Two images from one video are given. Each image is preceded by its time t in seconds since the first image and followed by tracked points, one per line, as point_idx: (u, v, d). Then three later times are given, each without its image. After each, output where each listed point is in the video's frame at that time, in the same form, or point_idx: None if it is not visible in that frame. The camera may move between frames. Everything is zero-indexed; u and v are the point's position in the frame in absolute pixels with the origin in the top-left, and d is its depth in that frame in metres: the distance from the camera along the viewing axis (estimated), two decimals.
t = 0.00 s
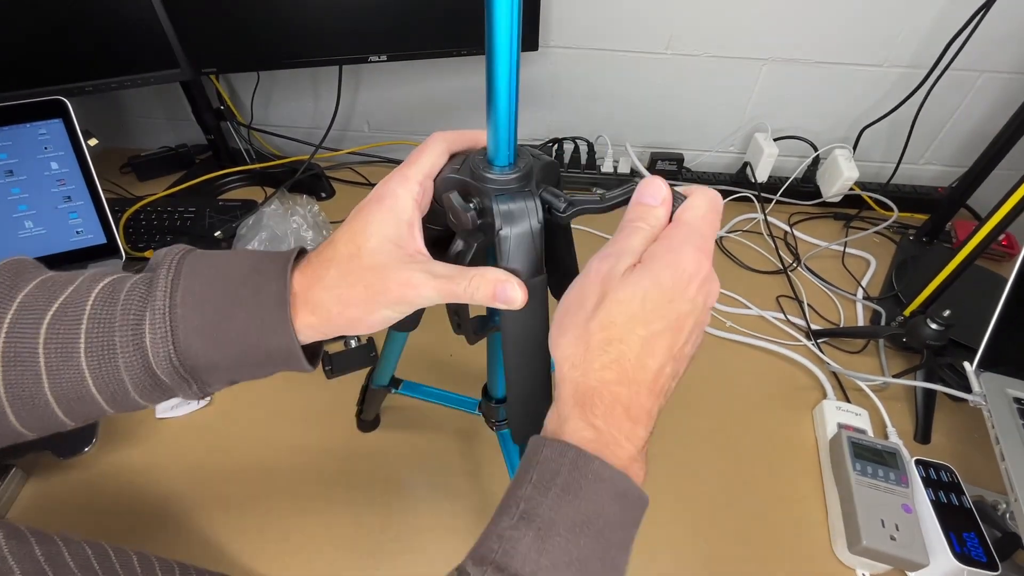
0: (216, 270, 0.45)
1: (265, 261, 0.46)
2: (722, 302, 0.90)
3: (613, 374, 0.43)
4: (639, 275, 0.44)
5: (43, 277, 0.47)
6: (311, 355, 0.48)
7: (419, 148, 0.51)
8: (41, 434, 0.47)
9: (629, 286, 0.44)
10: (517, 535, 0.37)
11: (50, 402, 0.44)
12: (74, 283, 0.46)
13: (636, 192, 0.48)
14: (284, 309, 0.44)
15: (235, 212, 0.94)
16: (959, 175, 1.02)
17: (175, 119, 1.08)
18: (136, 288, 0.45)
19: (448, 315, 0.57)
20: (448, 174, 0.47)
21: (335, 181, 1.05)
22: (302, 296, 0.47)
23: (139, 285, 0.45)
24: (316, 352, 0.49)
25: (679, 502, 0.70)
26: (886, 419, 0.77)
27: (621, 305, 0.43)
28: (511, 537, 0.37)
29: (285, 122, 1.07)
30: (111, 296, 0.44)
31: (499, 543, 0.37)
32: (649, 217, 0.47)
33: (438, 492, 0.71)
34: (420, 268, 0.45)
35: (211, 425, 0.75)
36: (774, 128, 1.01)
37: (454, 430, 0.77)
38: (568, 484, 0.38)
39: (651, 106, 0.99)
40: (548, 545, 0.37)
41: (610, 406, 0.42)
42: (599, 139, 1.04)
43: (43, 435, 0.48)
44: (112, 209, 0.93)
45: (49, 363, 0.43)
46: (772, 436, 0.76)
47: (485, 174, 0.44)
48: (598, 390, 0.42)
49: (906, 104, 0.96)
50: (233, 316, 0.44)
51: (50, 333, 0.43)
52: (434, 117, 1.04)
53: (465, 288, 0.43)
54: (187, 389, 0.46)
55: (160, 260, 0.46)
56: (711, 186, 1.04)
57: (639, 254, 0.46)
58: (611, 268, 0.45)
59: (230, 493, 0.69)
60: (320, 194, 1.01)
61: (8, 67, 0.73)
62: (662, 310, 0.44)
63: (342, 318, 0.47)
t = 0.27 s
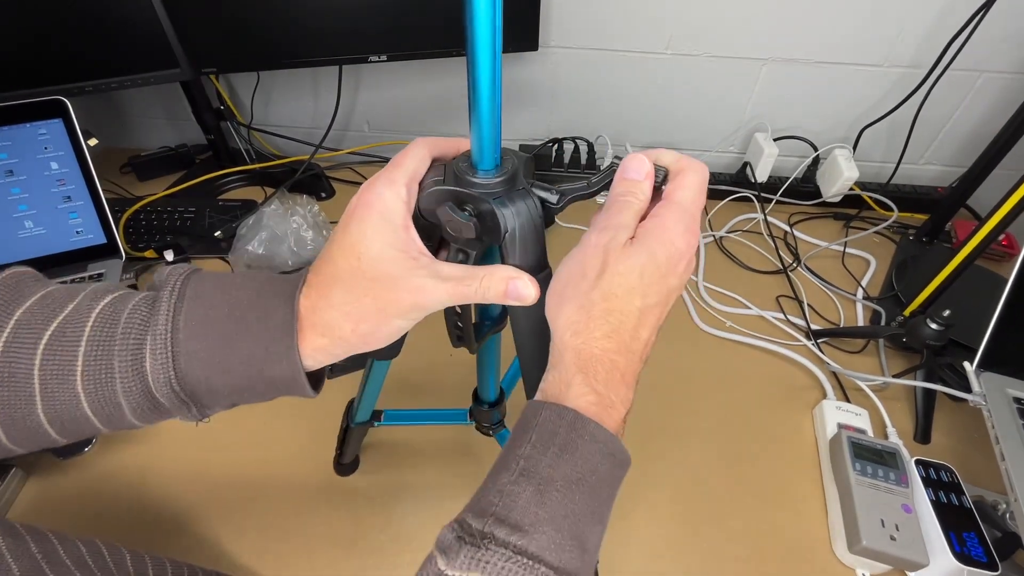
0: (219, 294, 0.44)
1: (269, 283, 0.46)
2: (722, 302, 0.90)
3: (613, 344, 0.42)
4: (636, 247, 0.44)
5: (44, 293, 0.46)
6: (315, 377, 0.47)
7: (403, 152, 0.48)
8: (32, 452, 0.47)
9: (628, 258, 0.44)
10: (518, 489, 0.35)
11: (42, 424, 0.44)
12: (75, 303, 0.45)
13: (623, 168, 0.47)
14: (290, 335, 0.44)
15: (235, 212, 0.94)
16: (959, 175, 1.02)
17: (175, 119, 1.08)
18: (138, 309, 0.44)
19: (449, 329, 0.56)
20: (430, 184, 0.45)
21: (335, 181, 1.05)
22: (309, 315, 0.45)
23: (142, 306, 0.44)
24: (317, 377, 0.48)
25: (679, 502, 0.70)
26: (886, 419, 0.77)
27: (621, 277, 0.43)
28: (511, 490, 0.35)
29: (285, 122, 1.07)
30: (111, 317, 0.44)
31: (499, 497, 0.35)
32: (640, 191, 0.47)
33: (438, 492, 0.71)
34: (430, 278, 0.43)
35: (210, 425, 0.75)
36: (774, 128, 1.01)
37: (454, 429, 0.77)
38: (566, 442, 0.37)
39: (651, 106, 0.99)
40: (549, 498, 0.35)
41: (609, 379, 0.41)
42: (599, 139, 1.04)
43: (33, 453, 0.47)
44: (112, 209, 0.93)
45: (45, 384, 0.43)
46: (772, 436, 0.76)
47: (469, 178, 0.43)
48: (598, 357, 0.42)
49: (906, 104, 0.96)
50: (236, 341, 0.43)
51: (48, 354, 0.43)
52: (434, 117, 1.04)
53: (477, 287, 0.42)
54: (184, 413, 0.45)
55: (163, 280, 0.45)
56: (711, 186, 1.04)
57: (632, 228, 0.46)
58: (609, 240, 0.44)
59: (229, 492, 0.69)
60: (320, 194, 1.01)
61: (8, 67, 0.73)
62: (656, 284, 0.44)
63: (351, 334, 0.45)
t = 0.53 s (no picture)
0: (228, 308, 0.44)
1: (277, 293, 0.46)
2: (721, 302, 0.90)
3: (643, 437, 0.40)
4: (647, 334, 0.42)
5: (50, 305, 0.46)
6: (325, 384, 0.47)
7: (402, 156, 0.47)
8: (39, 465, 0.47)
9: (644, 350, 0.41)
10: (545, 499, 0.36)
11: (50, 438, 0.43)
12: (81, 315, 0.45)
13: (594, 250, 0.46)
14: (300, 349, 0.43)
15: (235, 212, 0.94)
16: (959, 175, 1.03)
17: (175, 119, 1.08)
18: (145, 323, 0.44)
19: (455, 330, 0.56)
20: (432, 185, 0.45)
21: (335, 181, 1.05)
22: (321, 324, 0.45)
23: (149, 319, 0.44)
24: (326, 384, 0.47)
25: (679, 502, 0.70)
26: (886, 418, 0.77)
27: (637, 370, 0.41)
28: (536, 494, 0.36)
29: (285, 122, 1.07)
30: (119, 331, 0.43)
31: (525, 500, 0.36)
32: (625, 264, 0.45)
33: (438, 492, 0.71)
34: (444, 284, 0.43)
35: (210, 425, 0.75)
36: (774, 128, 1.01)
37: (454, 429, 0.77)
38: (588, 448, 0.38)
39: (651, 105, 0.99)
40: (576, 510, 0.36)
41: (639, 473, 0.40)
42: (599, 139, 1.04)
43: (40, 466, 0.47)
44: (112, 209, 0.93)
45: (54, 398, 0.42)
46: (772, 436, 0.76)
47: (471, 177, 0.43)
48: (630, 462, 0.40)
49: (906, 104, 0.96)
50: (245, 356, 0.43)
51: (56, 369, 0.43)
52: (434, 117, 1.04)
53: (491, 290, 0.42)
54: (193, 426, 0.45)
55: (170, 293, 0.45)
56: (710, 186, 1.04)
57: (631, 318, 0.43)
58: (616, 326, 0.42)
59: (230, 493, 0.69)
60: (321, 194, 1.01)
61: (8, 67, 0.73)
62: (672, 371, 0.42)
63: (361, 340, 0.45)
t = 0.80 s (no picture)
0: (230, 310, 0.44)
1: (278, 297, 0.46)
2: (722, 302, 0.90)
3: (669, 333, 0.40)
4: (677, 231, 0.41)
5: (51, 305, 0.46)
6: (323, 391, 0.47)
7: (396, 159, 0.47)
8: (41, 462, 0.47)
9: (672, 238, 0.41)
10: (568, 508, 0.35)
11: (52, 437, 0.44)
12: (83, 316, 0.45)
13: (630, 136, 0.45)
14: (300, 351, 0.43)
15: (235, 213, 0.94)
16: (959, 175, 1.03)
17: (175, 119, 1.08)
18: (146, 324, 0.44)
19: (453, 336, 0.57)
20: (427, 190, 0.45)
21: (335, 181, 1.05)
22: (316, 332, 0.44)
23: (151, 321, 0.44)
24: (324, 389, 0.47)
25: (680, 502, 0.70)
26: (885, 418, 0.77)
27: (666, 261, 0.40)
28: (560, 509, 0.35)
29: (285, 122, 1.07)
30: (121, 332, 0.43)
31: (547, 514, 0.36)
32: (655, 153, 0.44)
33: (439, 492, 0.71)
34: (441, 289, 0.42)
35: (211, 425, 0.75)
36: (774, 128, 1.01)
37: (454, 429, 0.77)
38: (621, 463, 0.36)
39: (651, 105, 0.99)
40: (600, 522, 0.35)
41: (665, 369, 0.40)
42: (599, 139, 1.04)
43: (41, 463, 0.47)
44: (112, 209, 0.93)
45: (56, 397, 0.42)
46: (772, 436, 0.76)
47: (466, 182, 0.43)
48: (655, 346, 0.40)
49: (906, 104, 0.96)
50: (245, 358, 0.43)
51: (57, 370, 0.43)
52: (435, 117, 1.04)
53: (488, 294, 0.42)
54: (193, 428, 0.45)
55: (172, 294, 0.44)
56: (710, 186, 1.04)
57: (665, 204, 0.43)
58: (642, 216, 0.41)
59: (230, 493, 0.69)
60: (321, 194, 1.01)
61: (8, 67, 0.73)
62: (702, 269, 0.41)
63: (359, 350, 0.44)
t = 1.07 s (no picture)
0: (243, 308, 0.44)
1: (286, 296, 0.46)
2: (721, 302, 0.90)
3: (696, 422, 0.43)
4: (679, 325, 0.44)
5: (63, 304, 0.46)
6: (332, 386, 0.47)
7: (401, 158, 0.47)
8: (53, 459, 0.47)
9: (677, 334, 0.44)
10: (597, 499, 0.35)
11: (65, 435, 0.44)
12: (95, 315, 0.45)
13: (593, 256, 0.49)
14: (311, 348, 0.43)
15: (235, 212, 0.94)
16: (959, 175, 1.03)
17: (175, 119, 1.08)
18: (159, 323, 0.44)
19: (455, 331, 0.56)
20: (432, 186, 0.45)
21: (335, 181, 1.05)
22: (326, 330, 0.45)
23: (164, 320, 0.44)
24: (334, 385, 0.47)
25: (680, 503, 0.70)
26: (886, 419, 0.77)
27: (677, 359, 0.44)
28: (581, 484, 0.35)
29: (285, 122, 1.07)
30: (134, 331, 0.44)
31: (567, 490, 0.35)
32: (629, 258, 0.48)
33: (439, 492, 0.71)
34: (445, 286, 0.43)
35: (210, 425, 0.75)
36: (774, 128, 1.01)
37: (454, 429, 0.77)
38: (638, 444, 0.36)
39: (650, 105, 0.99)
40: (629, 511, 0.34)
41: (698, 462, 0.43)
42: (599, 139, 1.04)
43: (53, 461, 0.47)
44: (112, 209, 0.93)
45: (69, 395, 0.42)
46: (771, 435, 0.76)
47: (471, 178, 0.43)
48: (697, 449, 0.43)
49: (906, 104, 0.96)
50: (257, 356, 0.43)
51: (71, 368, 0.43)
52: (435, 117, 1.04)
53: (491, 292, 0.42)
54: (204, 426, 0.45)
55: (184, 293, 0.45)
56: (710, 186, 1.04)
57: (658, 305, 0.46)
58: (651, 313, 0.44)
59: (230, 492, 0.69)
60: (321, 194, 1.01)
61: (8, 67, 0.73)
62: (703, 356, 0.45)
63: (368, 345, 0.45)
